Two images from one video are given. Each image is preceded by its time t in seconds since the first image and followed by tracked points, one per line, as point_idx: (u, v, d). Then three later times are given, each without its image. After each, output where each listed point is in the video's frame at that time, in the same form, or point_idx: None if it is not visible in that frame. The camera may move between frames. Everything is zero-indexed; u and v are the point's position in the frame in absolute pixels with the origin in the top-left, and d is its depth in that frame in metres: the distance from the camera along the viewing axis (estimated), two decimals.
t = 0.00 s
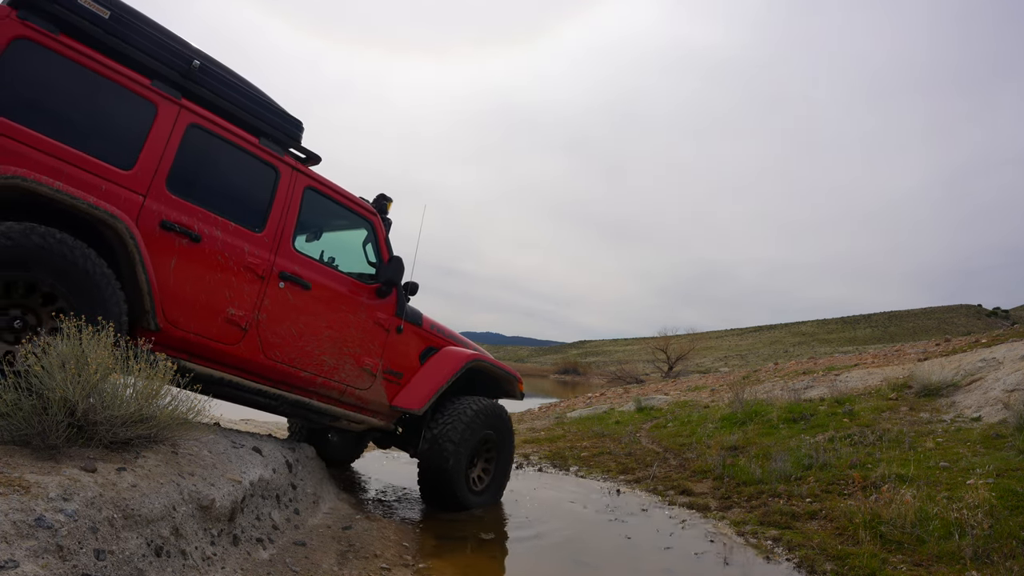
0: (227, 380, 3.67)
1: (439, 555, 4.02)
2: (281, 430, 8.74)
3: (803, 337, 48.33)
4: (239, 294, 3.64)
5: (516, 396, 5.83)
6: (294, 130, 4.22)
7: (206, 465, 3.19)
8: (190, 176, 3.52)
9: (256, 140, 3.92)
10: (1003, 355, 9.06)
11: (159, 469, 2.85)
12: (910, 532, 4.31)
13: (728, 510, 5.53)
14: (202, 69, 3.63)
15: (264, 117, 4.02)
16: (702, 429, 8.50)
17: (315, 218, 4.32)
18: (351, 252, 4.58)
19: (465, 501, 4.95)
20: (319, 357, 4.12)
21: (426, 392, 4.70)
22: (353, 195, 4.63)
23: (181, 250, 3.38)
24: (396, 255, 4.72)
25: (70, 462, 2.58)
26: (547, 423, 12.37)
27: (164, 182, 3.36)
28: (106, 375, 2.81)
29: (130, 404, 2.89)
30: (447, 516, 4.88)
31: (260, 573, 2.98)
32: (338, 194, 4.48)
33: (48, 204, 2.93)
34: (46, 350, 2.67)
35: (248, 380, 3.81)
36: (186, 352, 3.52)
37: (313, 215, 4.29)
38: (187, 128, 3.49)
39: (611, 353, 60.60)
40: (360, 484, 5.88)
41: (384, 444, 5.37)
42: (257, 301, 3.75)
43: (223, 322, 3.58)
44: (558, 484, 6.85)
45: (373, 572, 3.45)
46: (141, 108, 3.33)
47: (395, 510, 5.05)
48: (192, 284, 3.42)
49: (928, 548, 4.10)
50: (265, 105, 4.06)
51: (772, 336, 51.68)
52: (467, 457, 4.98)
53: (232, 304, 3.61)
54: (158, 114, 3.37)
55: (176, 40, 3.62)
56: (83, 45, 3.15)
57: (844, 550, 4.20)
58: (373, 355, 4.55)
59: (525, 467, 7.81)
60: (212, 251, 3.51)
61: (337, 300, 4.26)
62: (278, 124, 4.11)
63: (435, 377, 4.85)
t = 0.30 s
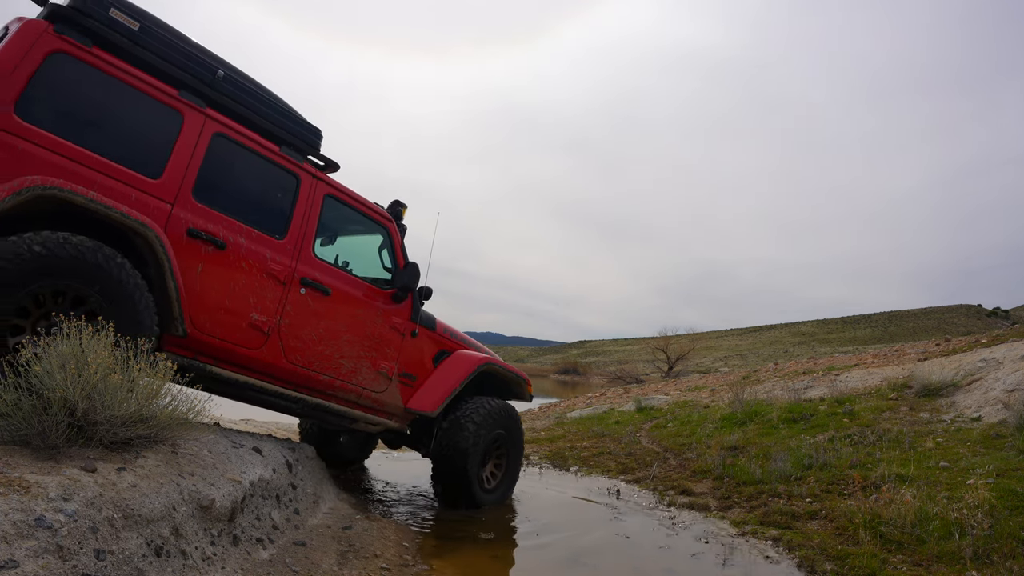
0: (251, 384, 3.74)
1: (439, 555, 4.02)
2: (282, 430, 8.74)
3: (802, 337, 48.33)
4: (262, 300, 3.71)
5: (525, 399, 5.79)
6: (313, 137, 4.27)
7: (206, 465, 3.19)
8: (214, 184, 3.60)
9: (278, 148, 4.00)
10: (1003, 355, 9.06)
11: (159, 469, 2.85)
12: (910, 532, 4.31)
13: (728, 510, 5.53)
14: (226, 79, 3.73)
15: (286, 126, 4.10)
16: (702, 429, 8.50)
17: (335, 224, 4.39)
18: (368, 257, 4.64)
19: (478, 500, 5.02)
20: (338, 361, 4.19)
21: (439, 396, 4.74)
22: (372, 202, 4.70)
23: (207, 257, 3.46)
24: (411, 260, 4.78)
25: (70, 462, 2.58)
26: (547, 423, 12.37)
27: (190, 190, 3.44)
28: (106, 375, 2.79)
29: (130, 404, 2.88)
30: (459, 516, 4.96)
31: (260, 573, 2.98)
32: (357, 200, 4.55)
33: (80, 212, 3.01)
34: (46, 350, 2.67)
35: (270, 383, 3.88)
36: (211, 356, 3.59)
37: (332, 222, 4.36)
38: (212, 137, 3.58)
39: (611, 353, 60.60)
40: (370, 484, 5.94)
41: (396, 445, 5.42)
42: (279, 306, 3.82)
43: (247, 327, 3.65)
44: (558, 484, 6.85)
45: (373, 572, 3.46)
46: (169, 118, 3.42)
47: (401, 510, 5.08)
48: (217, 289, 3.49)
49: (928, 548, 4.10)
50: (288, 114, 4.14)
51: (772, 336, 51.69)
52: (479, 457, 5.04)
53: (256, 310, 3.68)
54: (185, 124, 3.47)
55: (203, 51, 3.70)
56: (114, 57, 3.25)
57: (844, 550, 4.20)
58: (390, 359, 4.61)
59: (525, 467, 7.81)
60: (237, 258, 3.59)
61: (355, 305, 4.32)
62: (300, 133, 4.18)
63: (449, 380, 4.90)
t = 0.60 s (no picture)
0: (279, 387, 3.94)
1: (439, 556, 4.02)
2: (281, 430, 8.75)
3: (802, 337, 48.31)
4: (289, 306, 3.92)
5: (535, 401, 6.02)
6: (335, 147, 4.50)
7: (206, 465, 3.18)
8: (243, 194, 3.81)
9: (303, 158, 4.23)
10: (1003, 355, 9.06)
11: (159, 469, 2.85)
12: (910, 532, 4.31)
13: (728, 510, 5.53)
14: (255, 91, 3.94)
15: (311, 136, 4.33)
16: (702, 429, 8.50)
17: (355, 232, 4.63)
18: (385, 263, 4.89)
19: (490, 493, 5.22)
20: (360, 365, 4.43)
21: (455, 398, 5.00)
22: (389, 210, 4.95)
23: (238, 264, 3.66)
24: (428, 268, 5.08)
25: (70, 462, 2.58)
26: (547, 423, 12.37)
27: (222, 200, 3.65)
28: (106, 375, 2.78)
29: (130, 404, 2.87)
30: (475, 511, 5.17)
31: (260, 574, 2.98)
32: (375, 208, 4.80)
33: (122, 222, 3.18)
34: (46, 350, 2.68)
35: (297, 387, 4.09)
36: (241, 360, 3.77)
37: (353, 229, 4.60)
38: (242, 148, 3.79)
39: (611, 353, 60.59)
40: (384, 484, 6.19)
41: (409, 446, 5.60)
42: (305, 312, 4.03)
43: (275, 333, 3.85)
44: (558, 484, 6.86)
45: (373, 572, 3.48)
46: (202, 130, 3.62)
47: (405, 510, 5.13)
48: (247, 295, 3.69)
49: (928, 548, 4.10)
50: (311, 125, 4.36)
51: (772, 336, 51.68)
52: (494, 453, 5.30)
53: (284, 316, 3.89)
54: (217, 135, 3.67)
55: (234, 65, 3.91)
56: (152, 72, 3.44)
57: (844, 550, 4.20)
58: (407, 363, 4.86)
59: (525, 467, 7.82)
60: (266, 265, 3.80)
61: (375, 311, 4.58)
62: (323, 143, 4.41)
63: (462, 382, 5.18)
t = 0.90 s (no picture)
0: (303, 388, 4.20)
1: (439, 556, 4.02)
2: (281, 430, 8.75)
3: (802, 337, 48.30)
4: (312, 310, 4.18)
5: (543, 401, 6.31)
6: (353, 155, 4.80)
7: (207, 465, 3.18)
8: (268, 201, 4.07)
9: (323, 166, 4.49)
10: (1003, 355, 9.06)
11: (159, 469, 2.85)
12: (910, 532, 4.30)
13: (728, 510, 5.53)
14: (278, 101, 4.22)
15: (330, 144, 4.60)
16: (702, 429, 8.50)
17: (371, 237, 4.90)
18: (399, 266, 5.18)
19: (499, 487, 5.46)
20: (378, 367, 4.73)
21: (467, 399, 5.31)
22: (402, 215, 5.24)
23: (264, 269, 3.92)
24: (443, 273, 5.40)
25: (70, 462, 2.57)
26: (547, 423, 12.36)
27: (248, 207, 3.90)
28: (106, 375, 2.78)
29: (131, 405, 2.86)
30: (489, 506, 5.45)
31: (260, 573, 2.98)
32: (389, 213, 5.09)
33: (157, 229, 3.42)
34: (46, 350, 2.69)
35: (321, 389, 4.37)
36: (266, 361, 4.02)
37: (369, 234, 4.88)
38: (268, 157, 4.05)
39: (611, 353, 60.58)
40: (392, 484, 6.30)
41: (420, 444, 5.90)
42: (326, 315, 4.29)
43: (299, 336, 4.11)
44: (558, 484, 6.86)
45: (373, 572, 3.48)
46: (231, 140, 3.88)
47: (408, 510, 5.17)
48: (274, 300, 3.95)
49: (928, 548, 4.10)
50: (330, 133, 4.62)
51: (772, 336, 51.67)
52: (506, 451, 5.62)
53: (306, 319, 4.15)
54: (245, 145, 3.92)
55: (258, 75, 4.16)
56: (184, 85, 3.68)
57: (844, 550, 4.20)
58: (421, 365, 5.17)
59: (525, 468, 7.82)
60: (291, 270, 4.06)
61: (392, 315, 4.88)
62: (341, 151, 4.69)
63: (473, 383, 5.50)
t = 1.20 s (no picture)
0: (316, 388, 4.28)
1: (438, 556, 4.02)
2: (281, 430, 8.75)
3: (802, 337, 48.29)
4: (325, 311, 4.27)
5: (548, 398, 6.39)
6: (364, 158, 4.87)
7: (207, 465, 3.18)
8: (283, 205, 4.15)
9: (335, 170, 4.58)
10: (1003, 355, 9.06)
11: (159, 469, 2.85)
12: (910, 532, 4.30)
13: (728, 510, 5.54)
14: (292, 106, 4.27)
15: (342, 147, 4.67)
16: (702, 429, 8.50)
17: (382, 239, 4.98)
18: (409, 268, 5.25)
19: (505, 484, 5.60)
20: (389, 367, 4.81)
21: (475, 400, 5.42)
22: (411, 217, 5.32)
23: (279, 272, 4.00)
24: (452, 275, 5.48)
25: (70, 462, 2.57)
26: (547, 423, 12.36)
27: (263, 211, 3.99)
28: (106, 375, 2.79)
29: (131, 405, 2.86)
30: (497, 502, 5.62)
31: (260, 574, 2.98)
32: (400, 216, 5.17)
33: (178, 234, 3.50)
34: (46, 350, 2.70)
35: (334, 389, 4.45)
36: (281, 362, 4.11)
37: (381, 236, 4.96)
38: (281, 162, 4.14)
39: (610, 353, 60.59)
40: (394, 484, 6.33)
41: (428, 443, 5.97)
42: (340, 316, 4.38)
43: (313, 337, 4.19)
44: (559, 484, 6.85)
45: (372, 572, 3.49)
46: (246, 145, 3.96)
47: (410, 510, 5.19)
48: (289, 302, 4.04)
49: (928, 548, 4.10)
50: (342, 138, 4.69)
51: (772, 336, 51.67)
52: (513, 449, 5.76)
53: (320, 320, 4.24)
54: (260, 149, 4.01)
55: (272, 81, 4.22)
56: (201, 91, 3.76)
57: (844, 550, 4.20)
58: (431, 365, 5.25)
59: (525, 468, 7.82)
60: (305, 272, 4.15)
61: (402, 316, 4.96)
62: (353, 155, 4.77)
63: (481, 383, 5.59)
